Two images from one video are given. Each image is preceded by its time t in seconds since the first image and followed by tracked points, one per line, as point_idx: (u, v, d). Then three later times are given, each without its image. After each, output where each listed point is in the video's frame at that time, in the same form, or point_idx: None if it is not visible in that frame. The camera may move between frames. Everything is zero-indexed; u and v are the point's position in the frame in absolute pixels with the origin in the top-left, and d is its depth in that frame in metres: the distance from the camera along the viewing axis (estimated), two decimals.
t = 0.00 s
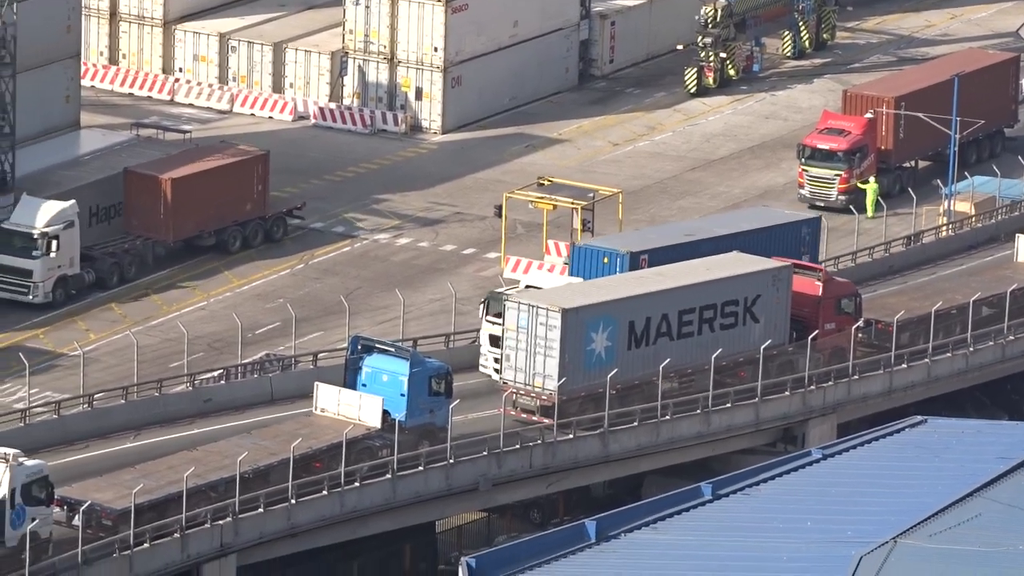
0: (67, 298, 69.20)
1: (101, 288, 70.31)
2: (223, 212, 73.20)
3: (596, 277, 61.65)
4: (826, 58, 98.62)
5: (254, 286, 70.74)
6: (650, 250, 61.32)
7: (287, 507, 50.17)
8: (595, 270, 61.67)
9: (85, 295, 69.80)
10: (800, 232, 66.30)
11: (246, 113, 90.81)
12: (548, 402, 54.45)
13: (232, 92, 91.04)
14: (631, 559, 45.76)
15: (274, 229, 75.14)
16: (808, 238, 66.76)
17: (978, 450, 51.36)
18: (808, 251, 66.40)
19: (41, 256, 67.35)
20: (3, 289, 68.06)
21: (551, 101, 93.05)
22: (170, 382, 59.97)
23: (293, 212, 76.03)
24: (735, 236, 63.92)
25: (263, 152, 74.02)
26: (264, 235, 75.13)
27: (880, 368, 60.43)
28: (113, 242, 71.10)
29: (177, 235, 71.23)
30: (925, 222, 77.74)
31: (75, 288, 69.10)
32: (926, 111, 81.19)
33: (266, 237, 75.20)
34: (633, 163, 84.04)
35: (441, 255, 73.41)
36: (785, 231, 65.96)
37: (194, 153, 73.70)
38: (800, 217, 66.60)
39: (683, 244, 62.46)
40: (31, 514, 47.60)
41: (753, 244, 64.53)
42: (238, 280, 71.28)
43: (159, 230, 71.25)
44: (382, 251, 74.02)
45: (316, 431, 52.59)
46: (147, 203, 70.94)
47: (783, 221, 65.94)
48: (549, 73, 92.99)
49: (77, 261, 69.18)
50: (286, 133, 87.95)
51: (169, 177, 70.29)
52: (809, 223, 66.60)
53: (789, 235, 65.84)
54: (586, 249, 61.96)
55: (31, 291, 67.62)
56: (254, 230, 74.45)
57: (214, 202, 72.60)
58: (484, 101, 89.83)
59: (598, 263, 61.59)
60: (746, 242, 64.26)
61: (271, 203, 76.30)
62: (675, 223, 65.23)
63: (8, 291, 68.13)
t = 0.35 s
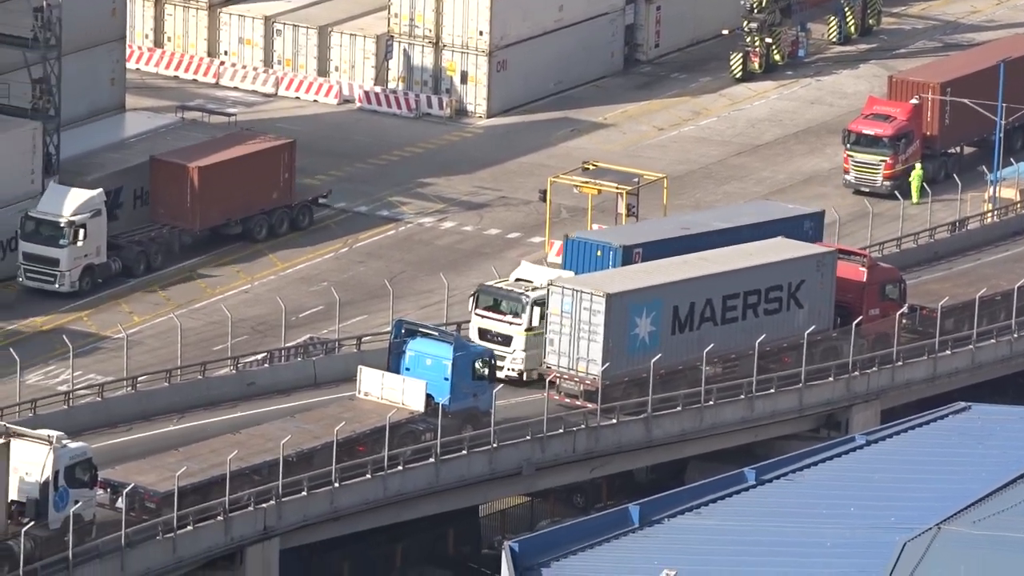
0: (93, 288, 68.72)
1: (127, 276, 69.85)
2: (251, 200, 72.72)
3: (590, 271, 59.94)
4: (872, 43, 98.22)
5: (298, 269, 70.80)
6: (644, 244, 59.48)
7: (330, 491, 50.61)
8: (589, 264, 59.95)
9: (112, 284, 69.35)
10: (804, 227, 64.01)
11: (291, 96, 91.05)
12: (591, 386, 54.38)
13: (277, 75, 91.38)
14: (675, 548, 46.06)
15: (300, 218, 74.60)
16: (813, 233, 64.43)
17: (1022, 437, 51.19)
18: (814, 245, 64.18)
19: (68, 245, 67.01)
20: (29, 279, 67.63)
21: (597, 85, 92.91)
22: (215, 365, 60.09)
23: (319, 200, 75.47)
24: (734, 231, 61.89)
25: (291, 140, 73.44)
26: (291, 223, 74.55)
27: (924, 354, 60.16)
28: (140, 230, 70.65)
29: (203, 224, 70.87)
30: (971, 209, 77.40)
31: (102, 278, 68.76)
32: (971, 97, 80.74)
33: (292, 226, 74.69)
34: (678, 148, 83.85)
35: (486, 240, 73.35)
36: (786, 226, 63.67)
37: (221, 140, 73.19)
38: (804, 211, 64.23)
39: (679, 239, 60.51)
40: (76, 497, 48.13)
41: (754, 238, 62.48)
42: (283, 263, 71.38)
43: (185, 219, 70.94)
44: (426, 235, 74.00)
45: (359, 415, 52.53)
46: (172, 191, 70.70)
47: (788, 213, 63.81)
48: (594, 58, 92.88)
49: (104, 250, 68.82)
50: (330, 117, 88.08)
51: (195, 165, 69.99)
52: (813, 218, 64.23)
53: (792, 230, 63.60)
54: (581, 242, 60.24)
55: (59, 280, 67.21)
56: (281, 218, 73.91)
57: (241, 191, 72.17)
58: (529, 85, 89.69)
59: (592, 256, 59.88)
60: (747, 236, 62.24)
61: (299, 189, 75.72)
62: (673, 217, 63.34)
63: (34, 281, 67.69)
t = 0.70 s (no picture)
0: (166, 278, 68.19)
1: (201, 267, 69.56)
2: (324, 191, 72.47)
3: (626, 265, 59.01)
4: (963, 31, 97.73)
5: (389, 255, 71.13)
6: (682, 239, 58.65)
7: (423, 476, 51.28)
8: (626, 258, 59.01)
9: (186, 275, 68.99)
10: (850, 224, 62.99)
11: (382, 81, 91.33)
12: (682, 373, 54.40)
13: (369, 61, 91.73)
14: (766, 536, 46.38)
15: (372, 208, 74.35)
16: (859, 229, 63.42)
17: None
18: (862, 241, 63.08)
19: (141, 236, 66.53)
20: (102, 269, 67.05)
21: (687, 72, 92.83)
22: (307, 349, 60.46)
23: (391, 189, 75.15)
24: (777, 227, 60.99)
25: (364, 130, 73.16)
26: (363, 214, 74.35)
27: (1015, 343, 59.68)
28: (214, 221, 70.53)
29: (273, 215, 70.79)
30: None
31: (175, 269, 68.30)
32: None
33: (364, 216, 74.45)
34: (769, 135, 83.65)
35: (577, 226, 73.33)
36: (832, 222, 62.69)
37: (294, 131, 72.97)
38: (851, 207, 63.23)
39: (718, 235, 59.63)
40: (167, 481, 49.34)
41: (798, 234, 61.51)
42: (374, 249, 71.68)
43: (258, 209, 70.91)
44: (518, 221, 74.09)
45: (450, 400, 52.86)
46: (244, 182, 70.71)
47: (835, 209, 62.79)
48: (686, 46, 92.90)
49: (178, 241, 68.28)
50: (422, 102, 88.44)
51: (268, 157, 69.83)
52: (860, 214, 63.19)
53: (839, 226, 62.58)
54: (617, 236, 59.26)
55: (132, 271, 66.64)
56: (353, 209, 73.67)
57: (313, 182, 71.96)
58: (620, 72, 89.72)
59: (628, 251, 58.92)
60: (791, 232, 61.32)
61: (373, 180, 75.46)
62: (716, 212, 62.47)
63: (107, 271, 67.13)
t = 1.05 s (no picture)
0: (218, 274, 67.67)
1: (253, 264, 68.97)
2: (373, 187, 71.93)
3: (640, 265, 58.15)
4: None
5: (459, 245, 71.23)
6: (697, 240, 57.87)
7: (490, 468, 51.74)
8: (639, 258, 58.17)
9: (238, 271, 68.47)
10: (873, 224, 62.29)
11: (453, 72, 91.31)
12: (751, 364, 54.29)
13: (440, 51, 91.80)
14: (829, 533, 48.10)
15: (423, 204, 73.82)
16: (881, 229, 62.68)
17: None
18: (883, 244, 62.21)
19: (193, 232, 65.99)
20: (154, 265, 66.58)
21: (759, 63, 92.70)
22: (376, 338, 60.55)
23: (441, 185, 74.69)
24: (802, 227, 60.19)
25: (413, 127, 72.82)
26: (414, 210, 73.85)
27: None
28: (265, 218, 70.11)
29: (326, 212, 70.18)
30: None
31: (227, 265, 67.81)
32: None
33: (415, 212, 73.95)
34: (840, 126, 83.37)
35: (646, 217, 72.97)
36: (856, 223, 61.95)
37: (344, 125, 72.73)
38: (874, 207, 62.55)
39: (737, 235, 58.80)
40: (234, 470, 51.27)
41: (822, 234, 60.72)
42: (445, 239, 71.79)
43: (308, 205, 70.22)
44: (587, 212, 73.86)
45: (519, 391, 53.28)
46: (297, 177, 70.12)
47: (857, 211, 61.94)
48: (757, 38, 92.88)
49: (229, 236, 67.83)
50: (492, 92, 88.46)
51: (320, 152, 69.20)
52: (883, 214, 62.50)
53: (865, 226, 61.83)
54: (631, 237, 58.43)
55: (184, 266, 66.16)
56: (405, 205, 73.19)
57: (364, 179, 71.44)
58: (691, 64, 89.67)
59: (643, 251, 58.10)
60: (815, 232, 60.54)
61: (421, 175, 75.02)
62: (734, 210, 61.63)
63: (158, 267, 66.66)
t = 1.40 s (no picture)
0: (251, 278, 67.13)
1: (286, 268, 68.43)
2: (406, 190, 71.24)
3: (636, 271, 58.03)
4: None
5: (510, 243, 71.10)
6: (693, 245, 57.79)
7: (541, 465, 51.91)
8: (635, 263, 58.04)
9: (271, 275, 67.90)
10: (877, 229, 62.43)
11: (506, 70, 91.34)
12: (803, 362, 54.18)
13: (492, 49, 91.91)
14: (880, 529, 49.01)
15: (456, 207, 73.22)
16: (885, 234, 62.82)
17: None
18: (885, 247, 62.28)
19: (225, 236, 65.55)
20: (186, 269, 66.18)
21: (811, 61, 92.73)
22: (430, 336, 60.48)
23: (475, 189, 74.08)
24: (802, 231, 60.33)
25: (447, 129, 72.10)
26: (446, 212, 73.24)
27: None
28: (297, 220, 69.57)
29: (359, 215, 69.50)
30: None
31: (259, 269, 67.28)
32: None
33: (447, 215, 73.31)
34: (893, 124, 83.18)
35: (698, 215, 72.59)
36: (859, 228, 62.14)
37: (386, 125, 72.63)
38: (877, 213, 62.77)
39: (735, 240, 58.88)
40: (285, 469, 51.51)
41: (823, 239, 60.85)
42: (496, 237, 71.67)
43: (341, 208, 69.56)
44: (639, 210, 73.46)
45: (570, 389, 53.28)
46: (329, 181, 69.47)
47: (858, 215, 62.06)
48: (810, 35, 92.94)
49: (263, 241, 67.39)
50: (545, 89, 88.52)
51: (353, 155, 68.58)
52: (886, 220, 62.72)
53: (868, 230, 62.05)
54: (628, 242, 58.28)
55: (214, 271, 65.68)
56: (437, 208, 72.51)
57: (396, 182, 70.74)
58: (744, 61, 89.74)
59: (640, 257, 57.96)
60: (815, 236, 60.69)
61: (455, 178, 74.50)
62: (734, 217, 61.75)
63: (190, 271, 66.24)
